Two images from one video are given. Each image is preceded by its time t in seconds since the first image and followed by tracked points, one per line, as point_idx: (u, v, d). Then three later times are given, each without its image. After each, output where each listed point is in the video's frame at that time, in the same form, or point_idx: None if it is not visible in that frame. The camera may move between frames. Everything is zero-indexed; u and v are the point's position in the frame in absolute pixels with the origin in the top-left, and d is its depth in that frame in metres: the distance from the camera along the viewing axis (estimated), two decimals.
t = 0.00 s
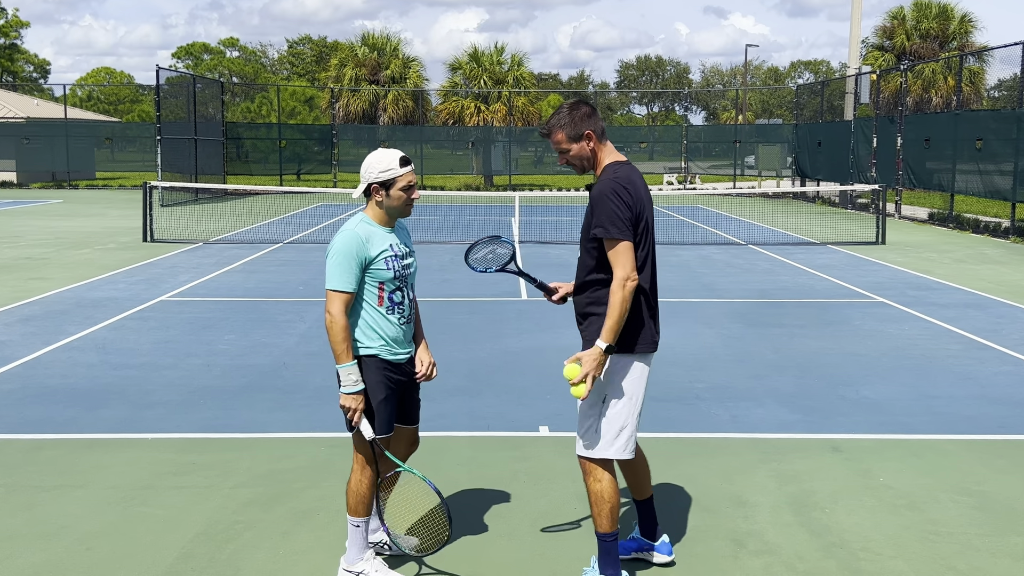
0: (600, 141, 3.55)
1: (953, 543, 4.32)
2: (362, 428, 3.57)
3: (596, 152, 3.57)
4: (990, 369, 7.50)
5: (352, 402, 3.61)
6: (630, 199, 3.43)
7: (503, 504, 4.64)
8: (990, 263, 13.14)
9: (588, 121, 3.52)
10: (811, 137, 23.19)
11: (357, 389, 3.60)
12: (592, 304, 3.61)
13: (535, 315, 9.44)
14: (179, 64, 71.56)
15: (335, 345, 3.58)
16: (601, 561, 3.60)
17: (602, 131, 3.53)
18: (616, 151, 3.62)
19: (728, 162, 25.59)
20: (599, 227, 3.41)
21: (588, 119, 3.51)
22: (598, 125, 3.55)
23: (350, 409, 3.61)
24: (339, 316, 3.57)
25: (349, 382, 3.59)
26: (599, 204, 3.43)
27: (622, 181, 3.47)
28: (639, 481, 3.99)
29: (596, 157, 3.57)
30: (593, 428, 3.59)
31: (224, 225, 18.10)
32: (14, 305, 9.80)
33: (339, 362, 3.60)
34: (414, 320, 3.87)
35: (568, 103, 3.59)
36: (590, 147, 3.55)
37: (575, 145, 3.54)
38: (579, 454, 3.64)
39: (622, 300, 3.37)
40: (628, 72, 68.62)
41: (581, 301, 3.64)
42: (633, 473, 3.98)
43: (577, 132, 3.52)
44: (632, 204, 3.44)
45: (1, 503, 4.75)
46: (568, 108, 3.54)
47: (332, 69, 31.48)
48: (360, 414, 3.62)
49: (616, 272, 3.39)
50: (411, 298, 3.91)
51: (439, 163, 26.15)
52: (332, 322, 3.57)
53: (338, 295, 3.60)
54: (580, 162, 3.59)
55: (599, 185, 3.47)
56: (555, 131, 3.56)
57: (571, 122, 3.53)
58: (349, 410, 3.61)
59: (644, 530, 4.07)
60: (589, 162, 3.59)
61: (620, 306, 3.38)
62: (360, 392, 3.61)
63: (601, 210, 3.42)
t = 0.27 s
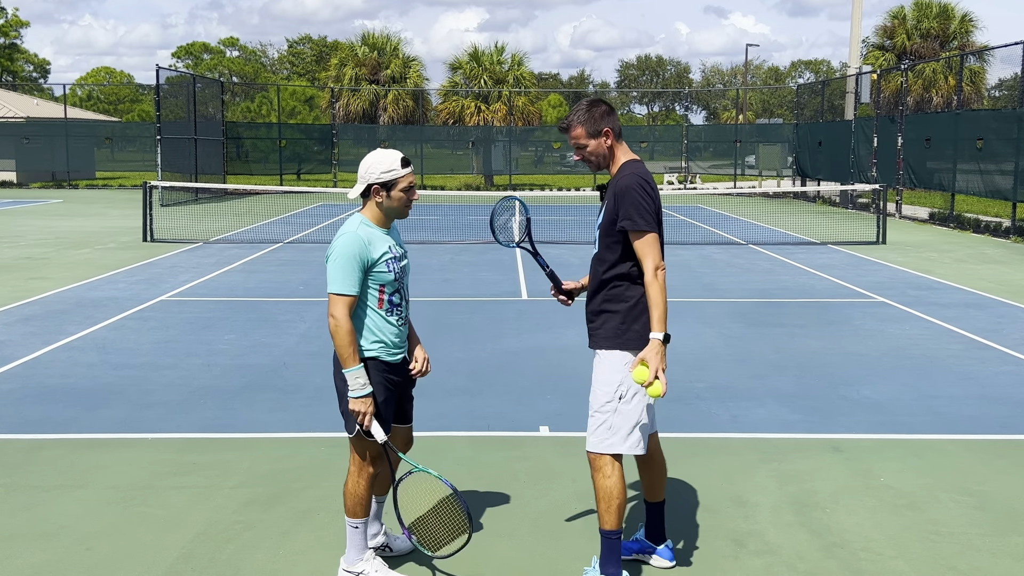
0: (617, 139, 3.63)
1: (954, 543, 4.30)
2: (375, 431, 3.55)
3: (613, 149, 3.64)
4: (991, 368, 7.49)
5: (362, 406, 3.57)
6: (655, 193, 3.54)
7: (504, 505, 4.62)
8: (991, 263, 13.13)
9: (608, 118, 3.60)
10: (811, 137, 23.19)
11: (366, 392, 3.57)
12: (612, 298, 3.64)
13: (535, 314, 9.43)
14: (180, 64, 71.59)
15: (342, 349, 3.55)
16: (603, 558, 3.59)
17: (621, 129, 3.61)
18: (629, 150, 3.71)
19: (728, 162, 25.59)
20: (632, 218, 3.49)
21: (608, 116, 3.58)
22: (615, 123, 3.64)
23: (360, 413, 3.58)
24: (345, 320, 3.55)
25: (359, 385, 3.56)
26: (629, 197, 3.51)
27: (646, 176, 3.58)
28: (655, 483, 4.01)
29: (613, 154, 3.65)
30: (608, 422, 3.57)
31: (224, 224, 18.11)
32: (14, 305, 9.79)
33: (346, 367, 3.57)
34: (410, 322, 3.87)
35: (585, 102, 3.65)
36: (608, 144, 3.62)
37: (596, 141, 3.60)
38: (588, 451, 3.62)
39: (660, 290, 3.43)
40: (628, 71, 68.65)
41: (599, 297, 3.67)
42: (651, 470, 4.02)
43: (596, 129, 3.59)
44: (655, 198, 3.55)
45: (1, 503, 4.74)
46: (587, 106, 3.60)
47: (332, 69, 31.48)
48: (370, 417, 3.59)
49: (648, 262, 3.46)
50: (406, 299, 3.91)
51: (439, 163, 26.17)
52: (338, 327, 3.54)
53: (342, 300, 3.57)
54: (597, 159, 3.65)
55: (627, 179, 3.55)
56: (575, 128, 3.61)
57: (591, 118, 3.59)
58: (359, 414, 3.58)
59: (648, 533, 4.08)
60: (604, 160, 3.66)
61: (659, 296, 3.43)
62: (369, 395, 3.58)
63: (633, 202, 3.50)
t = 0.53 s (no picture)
0: (633, 138, 3.65)
1: (954, 542, 4.30)
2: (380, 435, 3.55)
3: (628, 149, 3.65)
4: (992, 368, 7.48)
5: (369, 408, 3.57)
6: (675, 190, 3.56)
7: (505, 504, 4.62)
8: (991, 263, 13.12)
9: (624, 118, 3.63)
10: (812, 137, 23.17)
11: (373, 396, 3.57)
12: (632, 295, 3.65)
13: (536, 314, 9.42)
14: (180, 63, 71.57)
15: (350, 353, 3.54)
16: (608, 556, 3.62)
17: (636, 129, 3.63)
18: (645, 150, 3.73)
19: (728, 161, 25.56)
20: (653, 214, 3.49)
21: (623, 117, 3.60)
22: (630, 123, 3.67)
23: (365, 416, 3.57)
24: (353, 324, 3.53)
25: (366, 389, 3.56)
26: (651, 193, 3.53)
27: (665, 173, 3.60)
28: (659, 480, 4.03)
29: (628, 154, 3.66)
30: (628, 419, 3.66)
31: (224, 224, 18.10)
32: (14, 304, 9.79)
33: (353, 370, 3.55)
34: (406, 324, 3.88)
35: (600, 102, 3.67)
36: (624, 143, 3.64)
37: (611, 140, 3.63)
38: (609, 448, 3.70)
39: (667, 287, 3.48)
40: (628, 71, 68.64)
41: (620, 294, 3.67)
42: (658, 465, 4.02)
43: (611, 129, 3.62)
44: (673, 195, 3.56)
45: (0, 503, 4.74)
46: (604, 106, 3.63)
47: (332, 68, 31.47)
48: (375, 420, 3.59)
49: (659, 260, 3.49)
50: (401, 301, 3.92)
51: (439, 163, 26.19)
52: (347, 331, 3.52)
53: (349, 303, 3.55)
54: (612, 159, 3.66)
55: (647, 176, 3.57)
56: (592, 128, 3.63)
57: (606, 119, 3.62)
58: (364, 417, 3.58)
59: (648, 532, 4.07)
60: (619, 159, 3.68)
61: (666, 293, 3.47)
62: (375, 398, 3.59)
63: (653, 198, 3.51)
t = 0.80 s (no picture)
0: (644, 136, 3.64)
1: (955, 542, 4.28)
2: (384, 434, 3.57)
3: (638, 146, 3.64)
4: (992, 368, 7.47)
5: (371, 407, 3.58)
6: (684, 187, 3.55)
7: (506, 504, 4.61)
8: (992, 263, 13.10)
9: (635, 115, 3.62)
10: (812, 136, 23.14)
11: (376, 395, 3.58)
12: (639, 290, 3.65)
13: (536, 314, 9.42)
14: (180, 63, 71.56)
15: (355, 353, 3.53)
16: (621, 551, 3.65)
17: (647, 126, 3.61)
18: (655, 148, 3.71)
19: (729, 161, 25.54)
20: (660, 211, 3.48)
21: (635, 115, 3.59)
22: (642, 121, 3.65)
23: (369, 415, 3.59)
24: (359, 324, 3.52)
25: (370, 388, 3.57)
26: (659, 190, 3.53)
27: (674, 170, 3.59)
28: (664, 480, 3.98)
29: (638, 151, 3.65)
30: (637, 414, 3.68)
31: (224, 224, 18.10)
32: (14, 304, 9.78)
33: (357, 370, 3.55)
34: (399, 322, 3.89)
35: (612, 100, 3.66)
36: (634, 140, 3.62)
37: (622, 137, 3.61)
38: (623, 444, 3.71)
39: (666, 284, 3.47)
40: (629, 71, 68.63)
41: (628, 290, 3.67)
42: (661, 463, 3.96)
43: (622, 126, 3.60)
44: (680, 193, 3.54)
45: None
46: (616, 103, 3.62)
47: (332, 68, 31.46)
48: (378, 419, 3.61)
49: (661, 257, 3.48)
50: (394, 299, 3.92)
51: (439, 163, 26.21)
52: (352, 331, 3.51)
53: (354, 303, 3.53)
54: (622, 156, 3.66)
55: (657, 173, 3.56)
56: (603, 125, 3.62)
57: (618, 116, 3.61)
58: (367, 415, 3.59)
59: (650, 532, 4.06)
60: (629, 157, 3.67)
61: (661, 288, 3.47)
62: (378, 397, 3.59)
63: (662, 196, 3.51)
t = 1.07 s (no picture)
0: (646, 136, 3.63)
1: (956, 542, 4.27)
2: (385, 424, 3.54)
3: (639, 145, 3.63)
4: (993, 368, 7.46)
5: (369, 399, 3.55)
6: (686, 186, 3.54)
7: (507, 504, 4.60)
8: (993, 262, 13.09)
9: (638, 115, 3.60)
10: (813, 136, 23.11)
11: (373, 385, 3.55)
12: (642, 290, 3.63)
13: (537, 313, 9.41)
14: (180, 63, 71.55)
15: (347, 346, 3.53)
16: (626, 551, 3.65)
17: (649, 125, 3.60)
18: (655, 147, 3.70)
19: (729, 160, 25.53)
20: (661, 210, 3.47)
21: (637, 113, 3.58)
22: (643, 120, 3.64)
23: (367, 406, 3.56)
24: (349, 316, 3.53)
25: (365, 379, 3.54)
26: (661, 190, 3.51)
27: (675, 170, 3.58)
28: (666, 479, 3.96)
29: (639, 151, 3.64)
30: (641, 415, 3.68)
31: (224, 224, 18.09)
32: (14, 304, 9.77)
33: (351, 362, 3.54)
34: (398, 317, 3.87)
35: (614, 98, 3.64)
36: (636, 140, 3.61)
37: (624, 136, 3.60)
38: (627, 445, 3.70)
39: (670, 283, 3.46)
40: (630, 71, 68.60)
41: (629, 290, 3.66)
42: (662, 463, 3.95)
43: (624, 125, 3.59)
44: (682, 193, 3.54)
45: None
46: (619, 101, 3.61)
47: (332, 68, 31.44)
48: (377, 408, 3.57)
49: (665, 255, 3.46)
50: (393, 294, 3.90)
51: (439, 162, 26.22)
52: (343, 324, 3.51)
53: (344, 296, 3.54)
54: (623, 156, 3.65)
55: (657, 173, 3.55)
56: (605, 123, 3.61)
57: (620, 114, 3.59)
58: (365, 407, 3.55)
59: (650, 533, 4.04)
60: (630, 156, 3.66)
61: (668, 288, 3.46)
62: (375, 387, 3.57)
63: (663, 195, 3.50)
